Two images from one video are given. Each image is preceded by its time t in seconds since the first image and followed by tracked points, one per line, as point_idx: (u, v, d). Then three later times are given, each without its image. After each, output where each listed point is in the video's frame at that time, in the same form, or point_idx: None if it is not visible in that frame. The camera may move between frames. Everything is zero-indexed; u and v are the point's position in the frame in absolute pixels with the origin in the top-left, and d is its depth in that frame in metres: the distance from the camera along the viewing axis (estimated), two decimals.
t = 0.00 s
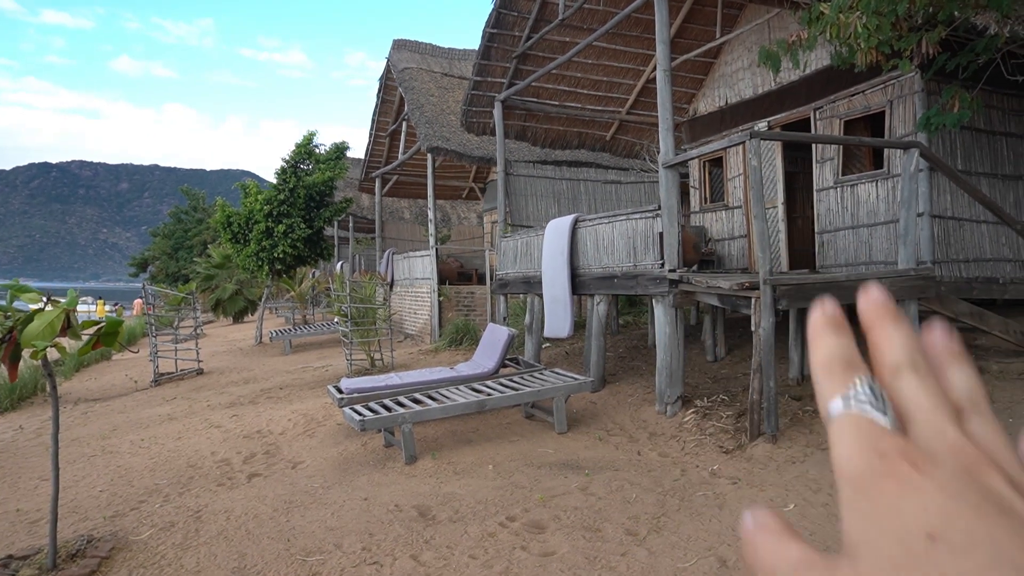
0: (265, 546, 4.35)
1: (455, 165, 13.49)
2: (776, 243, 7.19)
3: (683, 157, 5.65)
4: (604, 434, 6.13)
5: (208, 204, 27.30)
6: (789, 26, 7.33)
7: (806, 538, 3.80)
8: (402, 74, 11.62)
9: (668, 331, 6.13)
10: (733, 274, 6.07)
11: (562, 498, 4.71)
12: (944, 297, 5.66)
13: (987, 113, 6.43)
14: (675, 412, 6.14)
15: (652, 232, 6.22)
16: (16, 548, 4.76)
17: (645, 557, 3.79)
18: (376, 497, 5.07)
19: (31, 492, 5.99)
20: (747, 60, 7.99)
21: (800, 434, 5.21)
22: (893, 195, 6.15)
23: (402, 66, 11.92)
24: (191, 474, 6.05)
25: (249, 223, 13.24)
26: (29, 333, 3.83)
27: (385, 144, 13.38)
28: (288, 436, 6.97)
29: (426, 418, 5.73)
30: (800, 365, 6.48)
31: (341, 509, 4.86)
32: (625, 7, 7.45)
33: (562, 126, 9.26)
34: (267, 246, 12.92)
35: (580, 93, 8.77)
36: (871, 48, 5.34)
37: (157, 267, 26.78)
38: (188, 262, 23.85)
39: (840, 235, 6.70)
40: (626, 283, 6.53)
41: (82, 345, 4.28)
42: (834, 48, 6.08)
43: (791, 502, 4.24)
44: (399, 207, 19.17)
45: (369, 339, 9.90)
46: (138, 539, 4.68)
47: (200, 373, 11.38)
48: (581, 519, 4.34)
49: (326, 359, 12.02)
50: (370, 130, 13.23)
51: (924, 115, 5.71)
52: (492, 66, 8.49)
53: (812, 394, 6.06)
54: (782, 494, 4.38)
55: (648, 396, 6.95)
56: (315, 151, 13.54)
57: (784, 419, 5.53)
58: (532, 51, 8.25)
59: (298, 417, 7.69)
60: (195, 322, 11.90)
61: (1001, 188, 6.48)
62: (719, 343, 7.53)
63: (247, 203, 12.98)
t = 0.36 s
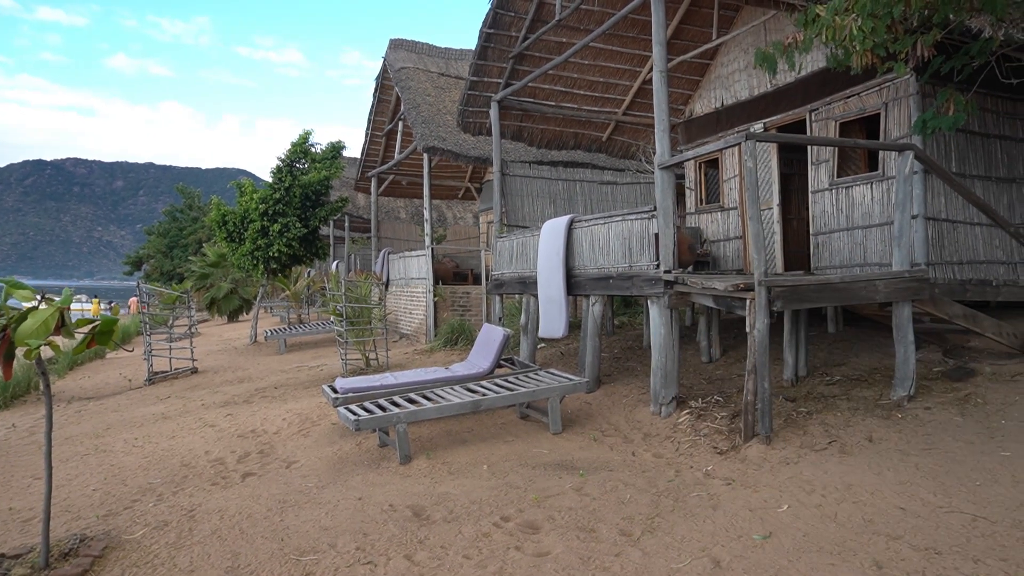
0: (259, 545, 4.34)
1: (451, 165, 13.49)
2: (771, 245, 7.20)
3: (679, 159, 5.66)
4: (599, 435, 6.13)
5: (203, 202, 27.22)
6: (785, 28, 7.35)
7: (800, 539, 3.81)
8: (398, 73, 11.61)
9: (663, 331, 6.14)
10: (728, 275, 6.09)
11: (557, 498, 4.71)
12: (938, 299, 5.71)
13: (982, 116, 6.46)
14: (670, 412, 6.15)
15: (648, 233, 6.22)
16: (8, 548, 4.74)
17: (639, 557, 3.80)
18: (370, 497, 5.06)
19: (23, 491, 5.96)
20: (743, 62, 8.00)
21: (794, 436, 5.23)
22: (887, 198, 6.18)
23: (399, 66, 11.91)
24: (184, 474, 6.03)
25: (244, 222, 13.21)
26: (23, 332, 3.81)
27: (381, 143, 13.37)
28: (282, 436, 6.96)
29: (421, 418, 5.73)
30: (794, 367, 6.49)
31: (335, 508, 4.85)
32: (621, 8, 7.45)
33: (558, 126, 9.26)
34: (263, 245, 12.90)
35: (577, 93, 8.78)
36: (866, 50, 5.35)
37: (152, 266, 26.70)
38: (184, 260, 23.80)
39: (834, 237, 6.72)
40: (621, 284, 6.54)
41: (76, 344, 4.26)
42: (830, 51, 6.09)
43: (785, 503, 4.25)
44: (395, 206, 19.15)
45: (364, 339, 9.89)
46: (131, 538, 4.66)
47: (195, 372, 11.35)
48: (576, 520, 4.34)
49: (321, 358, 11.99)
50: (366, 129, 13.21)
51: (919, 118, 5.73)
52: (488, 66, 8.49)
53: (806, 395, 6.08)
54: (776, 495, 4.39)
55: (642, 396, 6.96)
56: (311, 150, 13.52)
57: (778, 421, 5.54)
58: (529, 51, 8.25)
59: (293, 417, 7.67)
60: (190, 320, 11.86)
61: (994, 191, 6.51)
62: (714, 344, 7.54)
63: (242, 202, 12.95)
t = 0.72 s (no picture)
0: (257, 539, 4.35)
1: (447, 158, 13.46)
2: (768, 236, 7.20)
3: (676, 150, 5.65)
4: (596, 427, 6.14)
5: (199, 197, 27.13)
6: (781, 19, 7.33)
7: (797, 529, 3.82)
8: (394, 66, 11.57)
9: (660, 323, 6.14)
10: (725, 266, 6.09)
11: (554, 490, 4.72)
12: (934, 290, 5.72)
13: (978, 106, 6.45)
14: (667, 404, 6.16)
15: (644, 225, 6.22)
16: (6, 543, 4.74)
17: (636, 548, 3.81)
18: (368, 490, 5.06)
19: (20, 487, 5.95)
20: (739, 53, 7.99)
21: (791, 426, 5.24)
22: (884, 189, 6.18)
23: (394, 59, 11.87)
24: (182, 468, 6.03)
25: (240, 216, 13.18)
26: (18, 327, 3.79)
27: (377, 136, 13.33)
28: (280, 430, 6.95)
29: (419, 411, 5.73)
30: (791, 358, 6.50)
31: (333, 502, 4.85)
32: None
33: (555, 118, 9.24)
34: (259, 240, 12.87)
35: (573, 86, 8.76)
36: (863, 40, 5.34)
37: (148, 261, 26.67)
38: (180, 255, 23.77)
39: (831, 228, 6.72)
40: (619, 276, 6.53)
41: (71, 339, 4.25)
42: (826, 42, 6.08)
43: (782, 494, 4.26)
44: (391, 199, 19.12)
45: (362, 332, 9.88)
46: (129, 533, 4.66)
47: (192, 367, 11.33)
48: (574, 511, 4.35)
49: (318, 352, 12.00)
50: (362, 123, 13.17)
51: (915, 109, 5.72)
52: (484, 59, 8.45)
53: (803, 386, 6.09)
54: (773, 486, 4.40)
55: (639, 388, 6.97)
56: (307, 144, 13.48)
57: (775, 412, 5.56)
58: (525, 43, 8.22)
59: (290, 410, 7.67)
60: (187, 315, 11.84)
61: (990, 182, 6.51)
62: (711, 336, 7.56)
63: (238, 196, 12.90)
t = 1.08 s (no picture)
0: (257, 533, 4.36)
1: (450, 155, 13.46)
2: (770, 236, 7.20)
3: (679, 149, 5.65)
4: (597, 425, 6.15)
5: (200, 191, 27.11)
6: (786, 19, 7.32)
7: (796, 529, 3.83)
8: (397, 62, 11.54)
9: (662, 322, 6.15)
10: (726, 266, 6.10)
11: (554, 488, 4.73)
12: (936, 291, 5.71)
13: (982, 108, 6.44)
14: (668, 403, 6.16)
15: (647, 224, 6.22)
16: (6, 535, 4.74)
17: (636, 547, 3.82)
18: (368, 486, 5.07)
19: (21, 479, 5.96)
20: (743, 53, 7.97)
21: (791, 427, 5.25)
22: (886, 190, 6.17)
23: (397, 55, 11.85)
24: (183, 462, 6.04)
25: (242, 211, 13.16)
26: (19, 319, 3.79)
27: (380, 132, 13.31)
28: (281, 425, 6.96)
29: (420, 407, 5.73)
30: (792, 358, 6.51)
31: (333, 497, 4.86)
32: None
33: (558, 116, 9.23)
34: (260, 234, 12.86)
35: (576, 83, 8.74)
36: (868, 41, 5.33)
37: (149, 255, 26.68)
38: (181, 249, 23.77)
39: (833, 229, 6.71)
40: (620, 274, 6.53)
41: (73, 332, 4.24)
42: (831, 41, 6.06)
43: (782, 494, 4.27)
44: (393, 195, 19.10)
45: (363, 328, 9.88)
46: (130, 526, 4.67)
47: (192, 361, 11.34)
48: (574, 509, 4.36)
49: (319, 348, 12.00)
50: (364, 119, 13.15)
51: (919, 110, 5.71)
52: (488, 55, 8.44)
53: (804, 387, 6.10)
54: (773, 486, 4.41)
55: (640, 387, 6.97)
56: (309, 139, 13.46)
57: (776, 412, 5.56)
58: (528, 40, 8.20)
59: (291, 405, 7.68)
60: (187, 309, 11.83)
61: (993, 184, 6.51)
62: (712, 335, 7.56)
63: (240, 191, 12.89)
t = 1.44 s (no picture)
0: (260, 532, 4.36)
1: (451, 153, 13.45)
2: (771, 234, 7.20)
3: (680, 147, 5.64)
4: (598, 423, 6.15)
5: (202, 189, 27.12)
6: (788, 16, 7.30)
7: (798, 527, 3.82)
8: (398, 60, 11.54)
9: (663, 320, 6.14)
10: (728, 263, 6.08)
11: (556, 486, 4.72)
12: (938, 288, 5.69)
13: (984, 104, 6.43)
14: (669, 401, 6.16)
15: (648, 221, 6.21)
16: (9, 533, 4.75)
17: (638, 544, 3.81)
18: (370, 484, 5.07)
19: (24, 477, 5.98)
20: (745, 49, 7.96)
21: (793, 424, 5.24)
22: (888, 186, 6.16)
23: (398, 52, 11.84)
24: (185, 460, 6.04)
25: (243, 209, 13.17)
26: (21, 319, 3.80)
27: (381, 130, 13.32)
28: (283, 423, 6.97)
29: (421, 405, 5.74)
30: (794, 355, 6.49)
31: (335, 496, 4.87)
32: None
33: (559, 114, 9.22)
34: (262, 233, 12.88)
35: (577, 81, 8.73)
36: (870, 37, 5.31)
37: (151, 253, 26.72)
38: (183, 248, 23.80)
39: (836, 226, 6.70)
40: (622, 272, 6.53)
41: (74, 331, 4.24)
42: (833, 38, 6.04)
43: (784, 492, 4.27)
44: (394, 194, 19.11)
45: (364, 326, 9.89)
46: (132, 524, 4.67)
47: (194, 359, 11.35)
48: (576, 507, 4.36)
49: (320, 346, 12.01)
50: (365, 117, 13.16)
51: (921, 106, 5.70)
52: (489, 53, 8.43)
53: (806, 384, 6.09)
54: (775, 484, 4.40)
55: (642, 385, 6.97)
56: (311, 138, 13.46)
57: (778, 409, 5.56)
58: (529, 38, 8.19)
59: (293, 404, 7.68)
60: (189, 308, 11.85)
61: (996, 180, 6.49)
62: (714, 333, 7.55)
63: (241, 189, 12.89)
